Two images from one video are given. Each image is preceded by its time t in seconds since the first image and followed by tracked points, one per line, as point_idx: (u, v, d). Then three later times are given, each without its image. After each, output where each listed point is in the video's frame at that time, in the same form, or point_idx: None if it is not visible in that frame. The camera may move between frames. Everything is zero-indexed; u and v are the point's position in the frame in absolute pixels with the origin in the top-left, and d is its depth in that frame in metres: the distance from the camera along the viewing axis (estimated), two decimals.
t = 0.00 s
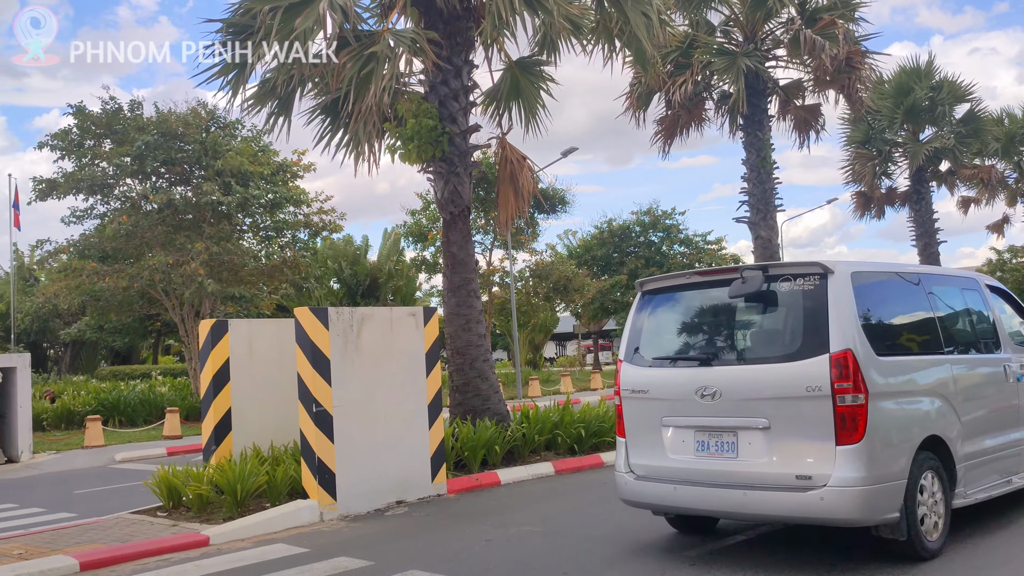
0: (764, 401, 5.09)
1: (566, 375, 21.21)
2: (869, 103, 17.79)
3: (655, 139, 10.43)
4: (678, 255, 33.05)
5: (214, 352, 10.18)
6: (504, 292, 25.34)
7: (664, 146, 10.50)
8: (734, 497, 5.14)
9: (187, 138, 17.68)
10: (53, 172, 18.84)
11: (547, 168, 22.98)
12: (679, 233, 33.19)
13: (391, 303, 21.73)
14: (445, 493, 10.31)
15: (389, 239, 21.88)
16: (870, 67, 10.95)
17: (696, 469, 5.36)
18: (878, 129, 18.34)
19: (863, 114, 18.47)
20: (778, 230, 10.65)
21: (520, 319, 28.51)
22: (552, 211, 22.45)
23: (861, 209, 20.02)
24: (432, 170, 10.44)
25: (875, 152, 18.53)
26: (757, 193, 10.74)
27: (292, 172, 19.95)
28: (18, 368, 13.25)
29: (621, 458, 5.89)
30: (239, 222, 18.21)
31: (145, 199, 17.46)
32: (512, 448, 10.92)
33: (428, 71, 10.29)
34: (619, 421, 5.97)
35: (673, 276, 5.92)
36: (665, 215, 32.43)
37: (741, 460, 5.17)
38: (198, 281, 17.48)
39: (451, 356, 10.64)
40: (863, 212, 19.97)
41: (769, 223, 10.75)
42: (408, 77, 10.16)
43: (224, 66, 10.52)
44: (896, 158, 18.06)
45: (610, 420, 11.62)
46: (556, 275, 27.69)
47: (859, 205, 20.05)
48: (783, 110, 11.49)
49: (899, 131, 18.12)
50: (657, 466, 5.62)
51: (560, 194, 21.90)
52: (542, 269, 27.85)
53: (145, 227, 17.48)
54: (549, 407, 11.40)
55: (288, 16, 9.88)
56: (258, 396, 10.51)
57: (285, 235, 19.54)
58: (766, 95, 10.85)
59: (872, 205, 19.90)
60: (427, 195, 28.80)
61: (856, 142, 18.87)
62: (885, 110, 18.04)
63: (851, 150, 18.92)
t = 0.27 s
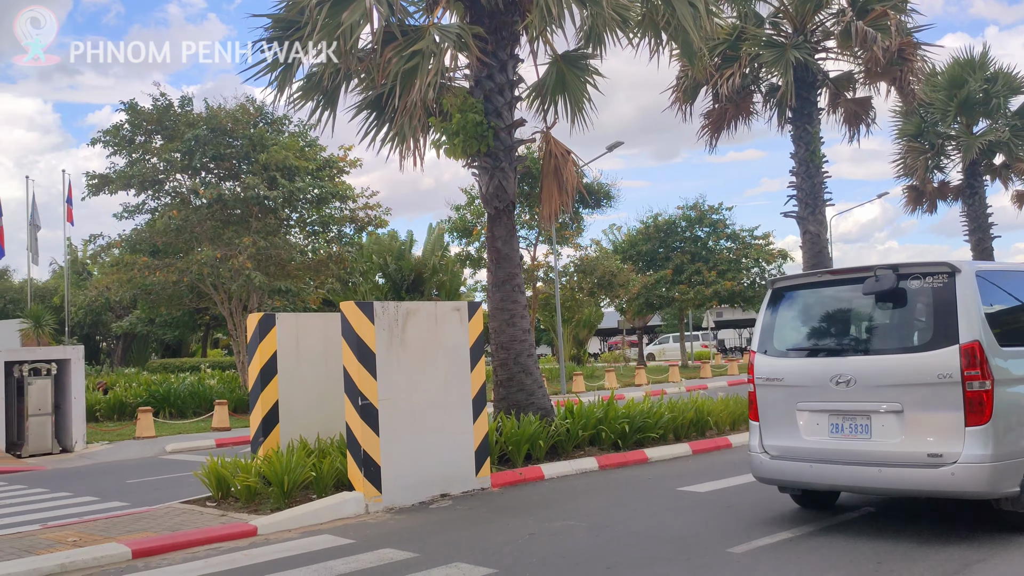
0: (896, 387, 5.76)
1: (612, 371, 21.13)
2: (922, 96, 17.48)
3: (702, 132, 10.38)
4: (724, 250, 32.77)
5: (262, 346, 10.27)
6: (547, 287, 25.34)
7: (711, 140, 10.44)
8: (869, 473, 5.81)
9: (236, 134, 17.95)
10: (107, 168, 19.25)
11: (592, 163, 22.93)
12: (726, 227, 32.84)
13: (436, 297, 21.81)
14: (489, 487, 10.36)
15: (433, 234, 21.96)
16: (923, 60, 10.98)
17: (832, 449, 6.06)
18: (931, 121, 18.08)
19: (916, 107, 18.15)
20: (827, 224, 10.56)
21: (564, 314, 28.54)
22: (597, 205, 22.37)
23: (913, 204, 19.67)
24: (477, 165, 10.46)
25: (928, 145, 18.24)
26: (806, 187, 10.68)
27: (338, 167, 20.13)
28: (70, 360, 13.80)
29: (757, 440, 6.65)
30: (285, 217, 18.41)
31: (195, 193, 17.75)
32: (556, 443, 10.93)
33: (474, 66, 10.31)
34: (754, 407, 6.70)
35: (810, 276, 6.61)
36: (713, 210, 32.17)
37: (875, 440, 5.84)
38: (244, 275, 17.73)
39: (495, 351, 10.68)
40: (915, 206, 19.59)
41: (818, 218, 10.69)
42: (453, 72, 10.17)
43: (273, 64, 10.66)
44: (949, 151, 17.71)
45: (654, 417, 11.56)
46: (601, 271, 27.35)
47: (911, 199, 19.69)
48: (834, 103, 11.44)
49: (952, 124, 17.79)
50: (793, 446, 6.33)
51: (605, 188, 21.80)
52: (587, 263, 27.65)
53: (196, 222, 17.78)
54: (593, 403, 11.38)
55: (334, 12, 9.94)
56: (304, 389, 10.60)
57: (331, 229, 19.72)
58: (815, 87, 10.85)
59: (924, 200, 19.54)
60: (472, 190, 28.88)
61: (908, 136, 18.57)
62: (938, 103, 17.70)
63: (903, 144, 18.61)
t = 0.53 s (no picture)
0: (1014, 369, 6.22)
1: (653, 363, 21.08)
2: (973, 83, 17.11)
3: (747, 121, 10.41)
4: (768, 240, 32.71)
5: (306, 336, 10.37)
6: (589, 278, 25.40)
7: (756, 129, 10.47)
8: (989, 449, 6.26)
9: (280, 126, 18.16)
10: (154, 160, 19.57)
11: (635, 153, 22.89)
12: (771, 218, 32.66)
13: (477, 288, 21.89)
14: (531, 478, 10.38)
15: (475, 225, 22.09)
16: (974, 47, 10.77)
17: (952, 428, 6.49)
18: (981, 109, 17.76)
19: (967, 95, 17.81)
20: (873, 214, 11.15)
21: (605, 306, 28.63)
22: (639, 195, 22.33)
23: (963, 193, 19.33)
24: (519, 156, 10.48)
25: (978, 133, 17.96)
26: (853, 176, 11.40)
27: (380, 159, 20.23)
28: (120, 350, 14.02)
29: (876, 419, 7.04)
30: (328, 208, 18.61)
31: (239, 185, 17.98)
32: (597, 435, 10.94)
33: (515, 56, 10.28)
34: (872, 390, 7.09)
35: (926, 269, 7.03)
36: (757, 200, 32.11)
37: (994, 419, 6.29)
38: (288, 266, 17.97)
39: (537, 342, 10.69)
40: (965, 196, 19.25)
41: (866, 207, 11.26)
42: (495, 63, 10.15)
43: (318, 56, 10.75)
44: (1002, 139, 17.36)
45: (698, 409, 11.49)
46: (642, 262, 27.40)
47: (961, 188, 19.34)
48: (881, 91, 11.84)
49: (1004, 112, 17.44)
50: (912, 425, 6.74)
51: (647, 179, 21.65)
52: (629, 255, 27.69)
53: (241, 213, 18.06)
54: (635, 395, 11.35)
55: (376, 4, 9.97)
56: (348, 380, 10.71)
57: (373, 221, 19.87)
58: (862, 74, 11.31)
59: (975, 189, 19.19)
60: (512, 181, 28.87)
61: (959, 124, 18.27)
62: (990, 90, 17.31)
63: (953, 132, 18.32)
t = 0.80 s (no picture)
0: None
1: (698, 354, 20.97)
2: None
3: (794, 107, 10.35)
4: (816, 230, 32.40)
5: (351, 325, 10.43)
6: (632, 268, 25.34)
7: (803, 116, 10.40)
8: None
9: (324, 118, 18.35)
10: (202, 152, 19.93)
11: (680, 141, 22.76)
12: (818, 207, 32.29)
13: (520, 279, 21.93)
14: (574, 467, 10.35)
15: (517, 215, 22.15)
16: None
17: None
18: None
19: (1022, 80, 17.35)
20: (924, 201, 11.36)
21: (649, 296, 28.60)
22: (684, 184, 22.20)
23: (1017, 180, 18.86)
24: (562, 145, 10.45)
25: None
26: (904, 164, 11.62)
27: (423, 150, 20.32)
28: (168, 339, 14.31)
29: (994, 398, 7.68)
30: (372, 199, 18.78)
31: (285, 177, 18.22)
32: (641, 426, 10.87)
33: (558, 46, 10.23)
34: (992, 371, 7.71)
35: None
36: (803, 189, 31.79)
37: None
38: (333, 257, 18.18)
39: (581, 332, 10.65)
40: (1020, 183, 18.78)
41: (916, 195, 11.46)
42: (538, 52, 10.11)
43: (361, 47, 10.80)
44: None
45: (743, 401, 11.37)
46: (687, 252, 27.72)
47: (1015, 175, 18.86)
48: (933, 76, 11.74)
49: None
50: None
51: (692, 167, 21.46)
52: (673, 245, 27.70)
53: (287, 205, 18.28)
54: (679, 385, 11.25)
55: None
56: (393, 367, 10.79)
57: (416, 212, 20.00)
58: (913, 60, 11.28)
59: None
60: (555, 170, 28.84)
61: (1013, 110, 17.83)
62: None
63: (1008, 118, 17.88)
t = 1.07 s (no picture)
0: None
1: (744, 343, 20.75)
2: None
3: (843, 91, 10.17)
4: (866, 216, 31.81)
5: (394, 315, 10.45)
6: (678, 256, 25.16)
7: (853, 100, 10.21)
8: None
9: (367, 110, 18.49)
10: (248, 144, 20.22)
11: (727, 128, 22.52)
12: (868, 193, 31.72)
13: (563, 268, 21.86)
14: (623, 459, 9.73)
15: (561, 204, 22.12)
16: None
17: None
18: None
19: None
20: (978, 187, 11.12)
21: (695, 284, 28.46)
22: (730, 171, 21.97)
23: None
24: (606, 133, 10.40)
25: None
26: (957, 148, 11.39)
27: (466, 140, 20.35)
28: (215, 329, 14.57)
29: None
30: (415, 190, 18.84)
31: (327, 168, 18.33)
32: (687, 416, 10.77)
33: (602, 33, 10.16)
34: None
35: None
36: (853, 175, 31.29)
37: None
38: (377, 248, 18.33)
39: (626, 321, 10.59)
40: None
41: (970, 179, 11.24)
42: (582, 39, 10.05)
43: (403, 37, 10.82)
44: None
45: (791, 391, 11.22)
46: (732, 239, 27.53)
47: None
48: (986, 58, 11.46)
49: None
50: None
51: (738, 154, 21.23)
52: (718, 233, 27.58)
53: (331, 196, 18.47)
54: (725, 375, 11.12)
55: None
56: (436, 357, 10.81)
57: (459, 201, 20.02)
58: (966, 42, 11.03)
59: None
60: (597, 158, 28.70)
61: None
62: None
63: None
